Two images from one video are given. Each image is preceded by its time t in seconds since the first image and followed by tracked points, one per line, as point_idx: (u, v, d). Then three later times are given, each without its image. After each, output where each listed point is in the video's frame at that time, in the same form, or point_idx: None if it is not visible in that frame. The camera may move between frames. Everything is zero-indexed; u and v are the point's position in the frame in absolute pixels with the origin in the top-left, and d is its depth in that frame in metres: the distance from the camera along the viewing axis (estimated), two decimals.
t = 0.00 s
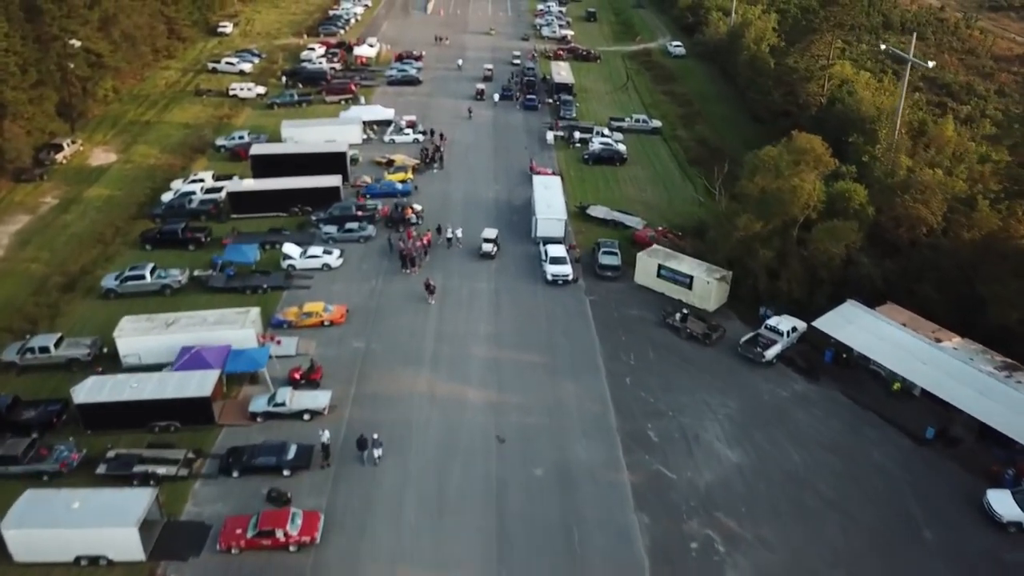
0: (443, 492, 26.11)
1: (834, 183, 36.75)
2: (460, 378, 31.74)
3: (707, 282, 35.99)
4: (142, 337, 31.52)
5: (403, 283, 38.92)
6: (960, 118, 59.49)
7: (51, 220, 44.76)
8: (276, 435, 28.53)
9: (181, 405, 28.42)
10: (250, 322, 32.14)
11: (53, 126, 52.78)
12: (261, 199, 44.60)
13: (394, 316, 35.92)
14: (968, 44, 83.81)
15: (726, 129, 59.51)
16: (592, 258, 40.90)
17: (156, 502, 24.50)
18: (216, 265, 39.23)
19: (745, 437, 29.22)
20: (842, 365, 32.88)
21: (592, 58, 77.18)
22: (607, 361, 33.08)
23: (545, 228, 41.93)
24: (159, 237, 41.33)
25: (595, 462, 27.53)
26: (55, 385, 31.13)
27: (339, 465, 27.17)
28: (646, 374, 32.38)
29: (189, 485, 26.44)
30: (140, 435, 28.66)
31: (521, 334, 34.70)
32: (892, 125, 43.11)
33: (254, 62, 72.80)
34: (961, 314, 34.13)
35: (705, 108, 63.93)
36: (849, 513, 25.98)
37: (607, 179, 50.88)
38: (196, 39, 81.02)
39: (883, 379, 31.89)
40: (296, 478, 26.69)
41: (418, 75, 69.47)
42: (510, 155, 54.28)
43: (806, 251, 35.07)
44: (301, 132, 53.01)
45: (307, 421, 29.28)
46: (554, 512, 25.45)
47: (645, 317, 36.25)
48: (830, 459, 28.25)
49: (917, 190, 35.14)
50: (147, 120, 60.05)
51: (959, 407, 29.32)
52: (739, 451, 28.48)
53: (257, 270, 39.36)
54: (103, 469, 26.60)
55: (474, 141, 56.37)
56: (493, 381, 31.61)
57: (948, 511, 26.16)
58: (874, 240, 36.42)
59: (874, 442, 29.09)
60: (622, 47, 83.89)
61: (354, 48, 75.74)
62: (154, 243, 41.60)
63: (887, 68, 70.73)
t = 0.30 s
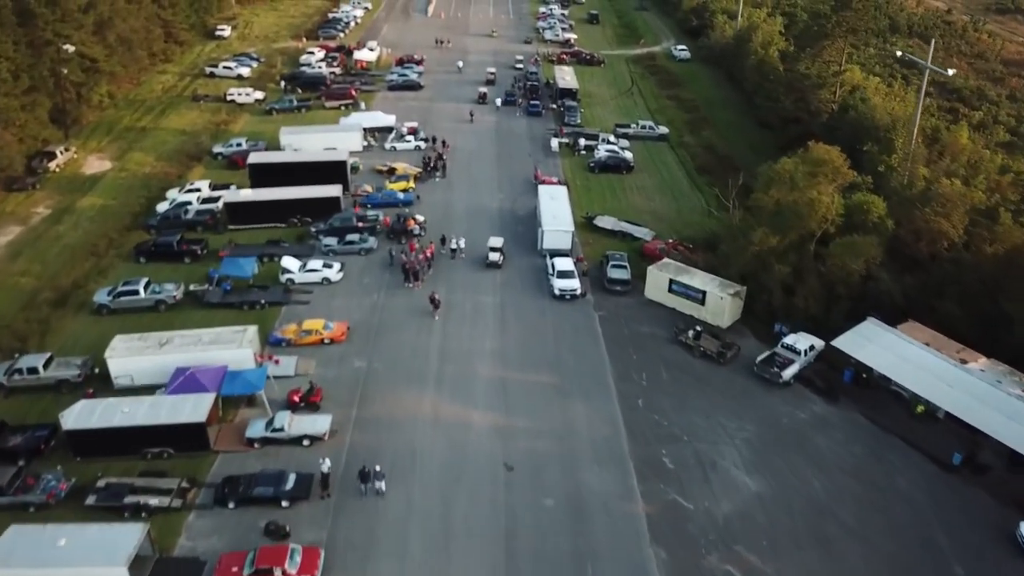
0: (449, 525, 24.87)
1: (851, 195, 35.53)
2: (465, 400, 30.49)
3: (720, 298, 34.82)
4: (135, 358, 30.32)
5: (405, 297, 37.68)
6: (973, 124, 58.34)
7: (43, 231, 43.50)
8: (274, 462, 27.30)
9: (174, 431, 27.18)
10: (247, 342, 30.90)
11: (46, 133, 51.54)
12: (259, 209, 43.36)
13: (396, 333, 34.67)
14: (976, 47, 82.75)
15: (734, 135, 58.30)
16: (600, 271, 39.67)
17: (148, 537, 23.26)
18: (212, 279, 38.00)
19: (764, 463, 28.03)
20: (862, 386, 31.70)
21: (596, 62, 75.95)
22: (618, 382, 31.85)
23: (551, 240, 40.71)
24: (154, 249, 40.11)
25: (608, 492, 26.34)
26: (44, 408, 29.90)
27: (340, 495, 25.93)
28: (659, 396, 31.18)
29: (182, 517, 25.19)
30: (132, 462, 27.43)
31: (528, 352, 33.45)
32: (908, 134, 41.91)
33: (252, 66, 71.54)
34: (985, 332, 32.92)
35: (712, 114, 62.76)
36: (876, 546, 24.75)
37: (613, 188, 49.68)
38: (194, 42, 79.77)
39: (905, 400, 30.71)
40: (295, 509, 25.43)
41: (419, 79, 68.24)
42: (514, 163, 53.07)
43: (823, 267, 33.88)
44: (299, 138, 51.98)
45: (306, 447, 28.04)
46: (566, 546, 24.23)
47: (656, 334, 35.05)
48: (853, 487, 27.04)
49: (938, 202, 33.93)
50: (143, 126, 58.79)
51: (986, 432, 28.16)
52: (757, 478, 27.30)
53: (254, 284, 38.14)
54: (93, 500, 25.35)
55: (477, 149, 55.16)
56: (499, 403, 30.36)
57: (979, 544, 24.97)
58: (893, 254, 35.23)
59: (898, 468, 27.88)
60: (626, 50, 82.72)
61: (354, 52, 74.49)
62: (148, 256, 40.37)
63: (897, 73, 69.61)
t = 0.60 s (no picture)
0: (458, 561, 23.61)
1: (871, 208, 34.32)
2: (473, 424, 29.26)
3: (735, 314, 33.64)
4: (128, 381, 29.12)
5: (409, 312, 36.45)
6: (986, 130, 57.20)
7: (35, 243, 42.25)
8: (275, 492, 26.08)
9: (169, 459, 25.93)
10: (245, 363, 29.64)
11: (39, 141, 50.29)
12: (258, 221, 42.15)
13: (400, 351, 33.45)
14: (985, 50, 81.65)
15: (743, 142, 57.12)
16: (610, 285, 38.44)
17: None
18: (209, 295, 36.78)
19: (786, 491, 26.85)
20: (885, 408, 30.53)
21: (600, 65, 74.78)
22: (631, 404, 30.63)
23: (559, 253, 39.49)
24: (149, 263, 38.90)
25: (624, 525, 25.10)
26: (34, 433, 28.68)
27: (343, 529, 24.68)
28: (674, 419, 29.98)
29: (177, 552, 23.94)
30: (125, 492, 26.18)
31: (537, 373, 32.22)
32: (925, 142, 40.75)
33: (251, 70, 70.31)
34: (1010, 351, 31.74)
35: (719, 120, 61.60)
36: None
37: (621, 197, 48.50)
38: (191, 45, 78.52)
39: (930, 423, 29.56)
40: (296, 544, 24.19)
41: (421, 84, 67.04)
42: (519, 171, 51.86)
43: (843, 283, 32.70)
44: (298, 146, 50.80)
45: (307, 475, 26.81)
46: None
47: (669, 353, 33.84)
48: (880, 518, 25.88)
49: (961, 215, 32.74)
50: (139, 133, 57.53)
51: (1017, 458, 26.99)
52: (779, 508, 26.12)
53: (253, 299, 36.90)
54: (83, 533, 24.10)
55: (481, 156, 53.97)
56: (508, 428, 29.11)
57: None
58: (914, 269, 34.04)
59: (925, 497, 26.71)
60: (630, 54, 81.55)
61: (355, 56, 73.27)
62: (144, 269, 39.16)
63: (906, 78, 68.49)
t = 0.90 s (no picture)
0: None
1: (893, 222, 33.11)
2: (482, 450, 28.03)
3: (753, 332, 32.46)
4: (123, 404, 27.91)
5: (414, 328, 35.21)
6: (1001, 137, 56.05)
7: (28, 255, 41.03)
8: (276, 525, 24.85)
9: (165, 490, 24.69)
10: (245, 385, 28.41)
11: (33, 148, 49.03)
12: (258, 232, 40.93)
13: (406, 370, 32.22)
14: (995, 54, 80.55)
15: (753, 149, 55.93)
16: (622, 299, 37.18)
17: None
18: (207, 310, 35.57)
19: (810, 522, 25.66)
20: (911, 431, 29.34)
21: (605, 70, 73.60)
22: (647, 428, 29.42)
23: (568, 266, 38.29)
24: (145, 276, 37.69)
25: (643, 560, 23.88)
26: (24, 460, 27.46)
27: (348, 565, 23.45)
28: (692, 444, 28.78)
29: None
30: (119, 524, 24.96)
31: (549, 394, 31.00)
32: (945, 152, 39.56)
33: (250, 74, 69.08)
34: None
35: (728, 126, 60.40)
36: None
37: (631, 206, 47.32)
38: (189, 49, 77.29)
39: (958, 448, 28.38)
40: None
41: (424, 89, 65.84)
42: (524, 179, 50.68)
43: (866, 300, 31.49)
44: (299, 153, 49.58)
45: (310, 505, 25.61)
46: None
47: (685, 372, 32.64)
48: (911, 551, 24.66)
49: (987, 230, 31.55)
50: (136, 139, 56.32)
51: None
52: (805, 541, 24.93)
53: (253, 316, 35.69)
54: (73, 570, 22.87)
55: (485, 164, 52.77)
56: (520, 454, 27.89)
57: None
58: (937, 285, 32.85)
59: (957, 528, 25.53)
60: (635, 58, 80.38)
61: (355, 60, 72.05)
62: (140, 283, 37.95)
63: (917, 83, 67.38)
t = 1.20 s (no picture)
0: None
1: (919, 236, 31.91)
2: (495, 478, 26.86)
3: (774, 351, 31.27)
4: (119, 431, 26.71)
5: (421, 345, 34.02)
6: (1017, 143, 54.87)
7: (22, 269, 39.81)
8: (280, 560, 23.66)
9: (162, 524, 23.47)
10: (246, 410, 27.14)
11: (28, 156, 47.81)
12: (259, 244, 39.73)
13: (413, 392, 31.01)
14: (1005, 57, 79.38)
15: (765, 156, 54.74)
16: (635, 315, 36.00)
17: None
18: (207, 327, 34.36)
19: (839, 555, 24.50)
20: (940, 456, 28.20)
21: (611, 74, 72.42)
22: (666, 454, 28.25)
23: (580, 279, 37.07)
24: (143, 291, 36.49)
25: None
26: (16, 490, 26.27)
27: None
28: (713, 470, 27.60)
29: None
30: (114, 559, 23.75)
31: (563, 417, 29.83)
32: (967, 161, 38.39)
33: (250, 79, 67.90)
34: None
35: (738, 132, 59.26)
36: None
37: (641, 216, 46.16)
38: (188, 53, 76.09)
39: (991, 475, 27.22)
40: None
41: (427, 94, 64.67)
42: (531, 188, 49.50)
43: (891, 319, 30.33)
44: (301, 161, 48.76)
45: (315, 538, 24.41)
46: None
47: (703, 392, 31.46)
48: None
49: (1017, 245, 30.36)
50: (133, 147, 55.09)
51: None
52: None
53: (254, 333, 34.48)
54: None
55: (491, 172, 51.61)
56: (534, 482, 26.71)
57: None
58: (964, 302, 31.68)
59: (993, 561, 24.38)
60: (641, 61, 79.22)
61: (357, 64, 70.87)
62: (138, 298, 36.75)
63: (928, 87, 66.23)
